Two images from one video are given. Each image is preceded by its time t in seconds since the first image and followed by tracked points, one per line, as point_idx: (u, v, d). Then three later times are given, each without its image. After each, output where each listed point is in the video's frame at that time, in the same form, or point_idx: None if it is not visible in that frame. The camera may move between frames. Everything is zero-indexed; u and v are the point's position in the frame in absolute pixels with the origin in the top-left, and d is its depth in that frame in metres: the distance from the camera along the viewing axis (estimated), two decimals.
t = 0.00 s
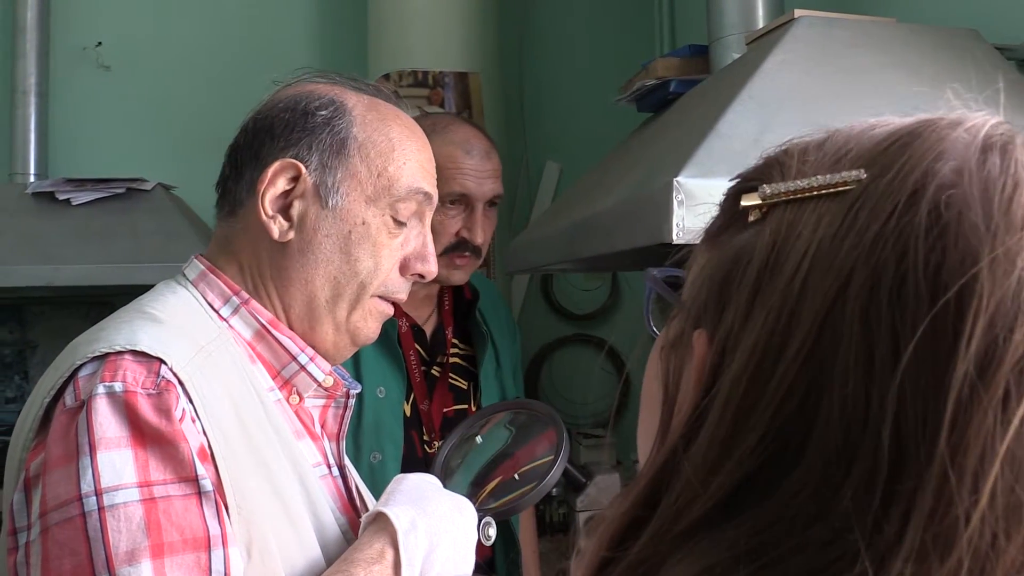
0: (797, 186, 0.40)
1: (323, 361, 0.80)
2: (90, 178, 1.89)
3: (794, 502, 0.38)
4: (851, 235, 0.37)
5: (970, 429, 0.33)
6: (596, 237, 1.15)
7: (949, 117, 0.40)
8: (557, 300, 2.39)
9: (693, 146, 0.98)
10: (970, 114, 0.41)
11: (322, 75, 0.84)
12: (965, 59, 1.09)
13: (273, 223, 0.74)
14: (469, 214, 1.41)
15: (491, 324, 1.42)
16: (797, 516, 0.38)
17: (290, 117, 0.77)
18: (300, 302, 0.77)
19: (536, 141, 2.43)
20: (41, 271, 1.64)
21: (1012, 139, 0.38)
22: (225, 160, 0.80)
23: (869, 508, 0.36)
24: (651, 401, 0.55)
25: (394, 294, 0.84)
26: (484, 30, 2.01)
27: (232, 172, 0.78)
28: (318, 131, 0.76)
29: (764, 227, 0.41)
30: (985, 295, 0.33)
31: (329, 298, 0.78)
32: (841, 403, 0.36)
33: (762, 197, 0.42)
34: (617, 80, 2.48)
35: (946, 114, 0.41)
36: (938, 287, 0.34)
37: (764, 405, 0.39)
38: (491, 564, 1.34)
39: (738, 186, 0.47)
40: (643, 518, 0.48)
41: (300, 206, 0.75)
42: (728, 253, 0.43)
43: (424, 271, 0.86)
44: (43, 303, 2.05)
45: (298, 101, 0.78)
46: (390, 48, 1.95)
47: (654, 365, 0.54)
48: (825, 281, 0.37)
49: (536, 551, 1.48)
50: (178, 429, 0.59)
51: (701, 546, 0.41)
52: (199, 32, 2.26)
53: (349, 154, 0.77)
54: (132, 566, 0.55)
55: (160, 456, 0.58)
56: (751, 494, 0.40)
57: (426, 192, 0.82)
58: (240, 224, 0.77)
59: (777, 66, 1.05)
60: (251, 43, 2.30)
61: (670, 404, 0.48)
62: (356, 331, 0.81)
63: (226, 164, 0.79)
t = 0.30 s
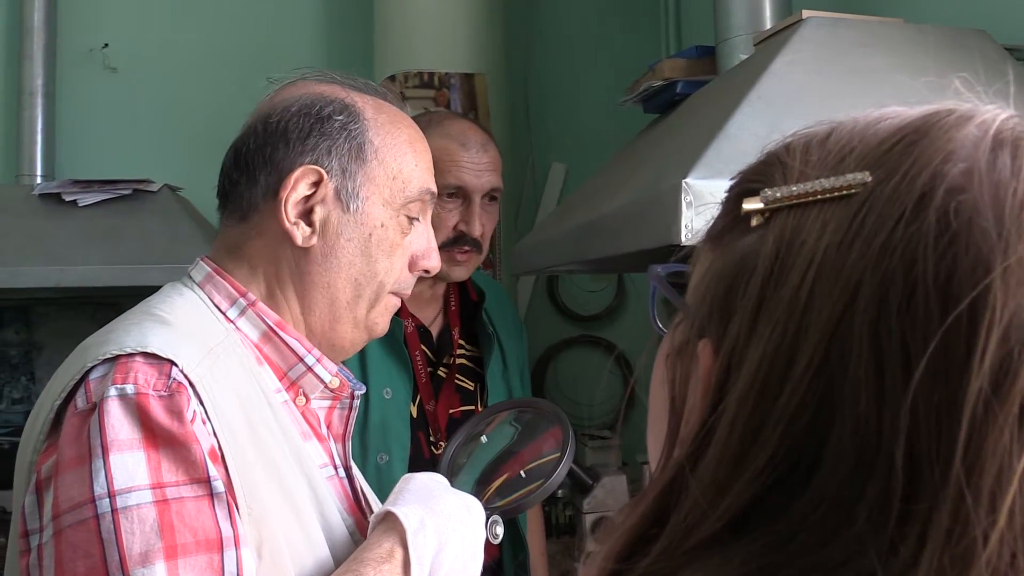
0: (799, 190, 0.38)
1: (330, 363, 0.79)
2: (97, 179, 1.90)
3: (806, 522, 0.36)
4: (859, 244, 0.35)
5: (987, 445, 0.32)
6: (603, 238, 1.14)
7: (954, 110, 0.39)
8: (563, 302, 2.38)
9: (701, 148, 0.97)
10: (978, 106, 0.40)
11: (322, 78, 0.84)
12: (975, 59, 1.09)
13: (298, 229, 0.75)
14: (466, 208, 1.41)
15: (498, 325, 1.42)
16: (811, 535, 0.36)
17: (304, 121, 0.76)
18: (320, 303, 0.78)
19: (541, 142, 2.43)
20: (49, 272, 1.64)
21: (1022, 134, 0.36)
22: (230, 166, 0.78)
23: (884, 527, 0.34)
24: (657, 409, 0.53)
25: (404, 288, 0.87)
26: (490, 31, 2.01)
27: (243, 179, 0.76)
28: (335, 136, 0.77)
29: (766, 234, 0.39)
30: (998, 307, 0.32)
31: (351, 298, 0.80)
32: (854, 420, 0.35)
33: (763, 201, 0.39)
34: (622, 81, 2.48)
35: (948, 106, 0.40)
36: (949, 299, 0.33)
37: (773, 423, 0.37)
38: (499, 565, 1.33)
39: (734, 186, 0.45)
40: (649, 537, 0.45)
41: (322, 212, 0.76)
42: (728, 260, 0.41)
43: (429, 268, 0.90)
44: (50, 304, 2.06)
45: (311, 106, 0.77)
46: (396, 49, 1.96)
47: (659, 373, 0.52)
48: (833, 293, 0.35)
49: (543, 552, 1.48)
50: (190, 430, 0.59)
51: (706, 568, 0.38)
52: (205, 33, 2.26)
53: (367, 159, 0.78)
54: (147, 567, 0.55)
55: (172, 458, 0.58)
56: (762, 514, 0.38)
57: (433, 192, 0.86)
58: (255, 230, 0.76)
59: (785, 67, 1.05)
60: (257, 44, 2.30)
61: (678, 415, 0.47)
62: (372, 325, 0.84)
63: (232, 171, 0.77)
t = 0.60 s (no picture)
0: (804, 186, 0.38)
1: (336, 362, 0.79)
2: (101, 180, 1.91)
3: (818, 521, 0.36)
4: (866, 241, 0.35)
5: (1002, 443, 0.32)
6: (608, 239, 1.14)
7: (959, 104, 0.38)
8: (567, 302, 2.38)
9: (706, 147, 0.97)
10: (985, 98, 0.40)
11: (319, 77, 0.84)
12: (981, 58, 1.09)
13: (303, 228, 0.75)
14: (468, 208, 1.41)
15: (501, 325, 1.42)
16: (825, 534, 0.36)
17: (304, 120, 0.76)
18: (326, 299, 0.78)
19: (545, 142, 2.43)
20: (53, 272, 1.65)
21: None
22: (231, 167, 0.78)
23: (897, 526, 0.34)
24: (667, 410, 0.52)
25: (410, 281, 0.87)
26: (494, 31, 2.01)
27: (246, 179, 0.76)
28: (336, 133, 0.77)
29: (771, 232, 0.39)
30: (1009, 301, 0.32)
31: (358, 293, 0.80)
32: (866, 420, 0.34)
33: (770, 198, 0.39)
34: (626, 82, 2.48)
35: (953, 100, 0.39)
36: (959, 294, 0.32)
37: (783, 423, 0.37)
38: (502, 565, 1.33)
39: (739, 184, 0.45)
40: (659, 539, 0.45)
41: (326, 209, 0.76)
42: (734, 259, 0.41)
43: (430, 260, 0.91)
44: (55, 305, 2.06)
45: (311, 104, 0.77)
46: (400, 49, 1.96)
47: (667, 374, 0.52)
48: (841, 291, 0.35)
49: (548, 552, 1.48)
50: (200, 429, 0.59)
51: (718, 567, 0.38)
52: (208, 34, 2.27)
53: (369, 155, 0.79)
54: (156, 565, 0.55)
55: (182, 456, 0.58)
56: (774, 515, 0.38)
57: (434, 186, 0.87)
58: (259, 229, 0.76)
59: (789, 67, 1.04)
60: (261, 46, 2.31)
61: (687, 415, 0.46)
62: (379, 320, 0.84)
63: (234, 171, 0.77)
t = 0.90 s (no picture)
0: (813, 189, 0.38)
1: (339, 363, 0.80)
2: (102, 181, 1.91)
3: (833, 521, 0.36)
4: (877, 242, 0.35)
5: (1016, 440, 0.32)
6: (611, 239, 1.14)
7: (966, 104, 0.38)
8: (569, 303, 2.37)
9: (710, 148, 0.97)
10: (988, 99, 0.39)
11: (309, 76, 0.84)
12: (985, 58, 1.08)
13: (306, 228, 0.75)
14: (469, 211, 1.40)
15: (502, 326, 1.41)
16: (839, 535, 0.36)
17: (299, 120, 0.76)
18: (331, 298, 0.78)
19: (546, 142, 2.43)
20: (55, 274, 1.65)
21: None
22: (228, 171, 0.77)
23: (913, 525, 0.34)
24: (676, 414, 0.52)
25: (411, 275, 0.88)
26: (495, 31, 2.01)
27: (245, 182, 0.75)
28: (333, 131, 0.77)
29: (780, 235, 0.39)
30: (1021, 299, 0.31)
31: (361, 291, 0.80)
32: (879, 420, 0.34)
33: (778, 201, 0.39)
34: (627, 83, 2.48)
35: (960, 100, 0.39)
36: (970, 293, 0.32)
37: (796, 425, 0.37)
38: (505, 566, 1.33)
39: (746, 188, 0.44)
40: (672, 542, 0.45)
41: (328, 209, 0.76)
42: (743, 263, 0.41)
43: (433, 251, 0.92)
44: (56, 305, 2.06)
45: (304, 103, 0.77)
46: (401, 50, 1.95)
47: (677, 376, 0.51)
48: (853, 291, 0.35)
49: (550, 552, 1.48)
50: (206, 430, 0.59)
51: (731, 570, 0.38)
52: (209, 34, 2.27)
53: (366, 151, 0.79)
54: (165, 567, 0.55)
55: (189, 458, 0.58)
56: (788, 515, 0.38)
57: (430, 177, 0.87)
58: (261, 232, 0.75)
59: (793, 67, 1.04)
60: (262, 46, 2.30)
61: (698, 418, 0.46)
62: (382, 316, 0.84)
63: (231, 176, 0.77)
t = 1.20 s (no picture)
0: (818, 193, 0.38)
1: (340, 360, 0.80)
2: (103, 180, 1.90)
3: (843, 520, 0.36)
4: (884, 244, 0.34)
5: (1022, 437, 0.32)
6: (613, 239, 1.14)
7: (969, 106, 0.38)
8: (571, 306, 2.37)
9: (713, 148, 0.97)
10: (989, 102, 0.40)
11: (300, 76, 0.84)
12: (986, 59, 1.09)
13: (312, 223, 0.75)
14: (470, 213, 1.39)
15: (502, 326, 1.41)
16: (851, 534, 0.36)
17: (298, 117, 0.75)
18: (335, 294, 0.78)
19: (546, 142, 2.43)
20: (56, 273, 1.65)
21: None
22: (225, 172, 0.76)
23: (921, 528, 0.34)
24: (685, 416, 0.52)
25: (407, 268, 0.89)
26: (496, 31, 2.01)
27: (245, 181, 0.74)
28: (331, 127, 0.77)
29: (788, 238, 0.39)
30: None
31: (363, 285, 0.80)
32: (889, 418, 0.34)
33: (785, 205, 0.39)
34: (627, 84, 2.48)
35: (963, 102, 0.39)
36: (977, 291, 0.32)
37: (806, 427, 0.37)
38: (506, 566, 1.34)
39: (752, 193, 0.45)
40: (685, 542, 0.45)
41: (332, 204, 0.76)
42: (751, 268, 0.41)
43: (423, 241, 0.93)
44: (57, 305, 2.06)
45: (300, 100, 0.76)
46: (402, 49, 1.95)
47: (688, 375, 0.51)
48: (861, 289, 0.35)
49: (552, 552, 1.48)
50: (211, 429, 0.59)
51: (750, 570, 0.38)
52: (210, 34, 2.27)
53: (364, 145, 0.79)
54: (174, 566, 0.55)
55: (195, 457, 0.58)
56: (799, 514, 0.38)
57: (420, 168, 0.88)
58: (262, 229, 0.75)
59: (795, 67, 1.04)
60: (263, 47, 2.30)
61: (708, 422, 0.46)
62: (382, 309, 0.85)
63: (228, 177, 0.75)
